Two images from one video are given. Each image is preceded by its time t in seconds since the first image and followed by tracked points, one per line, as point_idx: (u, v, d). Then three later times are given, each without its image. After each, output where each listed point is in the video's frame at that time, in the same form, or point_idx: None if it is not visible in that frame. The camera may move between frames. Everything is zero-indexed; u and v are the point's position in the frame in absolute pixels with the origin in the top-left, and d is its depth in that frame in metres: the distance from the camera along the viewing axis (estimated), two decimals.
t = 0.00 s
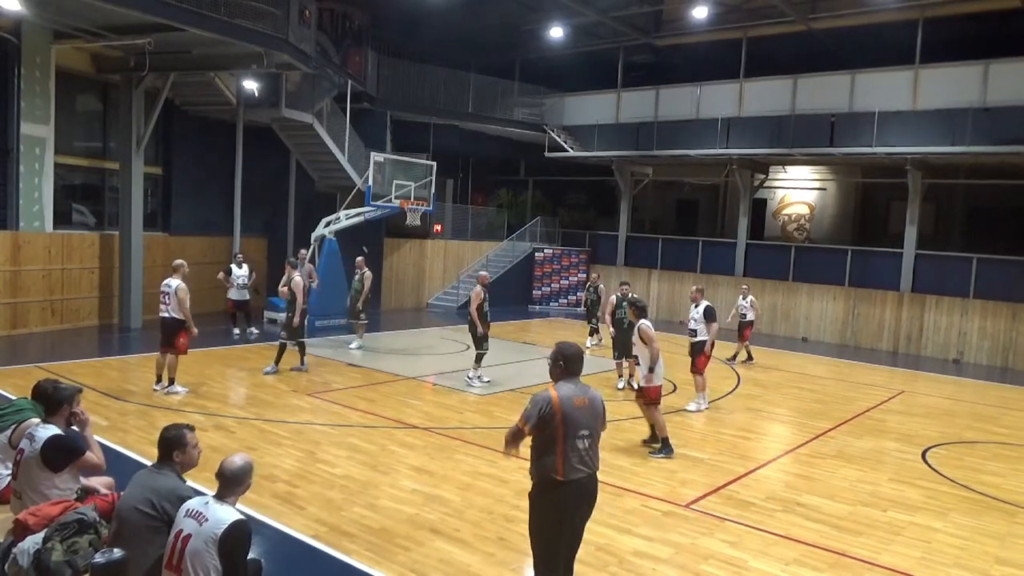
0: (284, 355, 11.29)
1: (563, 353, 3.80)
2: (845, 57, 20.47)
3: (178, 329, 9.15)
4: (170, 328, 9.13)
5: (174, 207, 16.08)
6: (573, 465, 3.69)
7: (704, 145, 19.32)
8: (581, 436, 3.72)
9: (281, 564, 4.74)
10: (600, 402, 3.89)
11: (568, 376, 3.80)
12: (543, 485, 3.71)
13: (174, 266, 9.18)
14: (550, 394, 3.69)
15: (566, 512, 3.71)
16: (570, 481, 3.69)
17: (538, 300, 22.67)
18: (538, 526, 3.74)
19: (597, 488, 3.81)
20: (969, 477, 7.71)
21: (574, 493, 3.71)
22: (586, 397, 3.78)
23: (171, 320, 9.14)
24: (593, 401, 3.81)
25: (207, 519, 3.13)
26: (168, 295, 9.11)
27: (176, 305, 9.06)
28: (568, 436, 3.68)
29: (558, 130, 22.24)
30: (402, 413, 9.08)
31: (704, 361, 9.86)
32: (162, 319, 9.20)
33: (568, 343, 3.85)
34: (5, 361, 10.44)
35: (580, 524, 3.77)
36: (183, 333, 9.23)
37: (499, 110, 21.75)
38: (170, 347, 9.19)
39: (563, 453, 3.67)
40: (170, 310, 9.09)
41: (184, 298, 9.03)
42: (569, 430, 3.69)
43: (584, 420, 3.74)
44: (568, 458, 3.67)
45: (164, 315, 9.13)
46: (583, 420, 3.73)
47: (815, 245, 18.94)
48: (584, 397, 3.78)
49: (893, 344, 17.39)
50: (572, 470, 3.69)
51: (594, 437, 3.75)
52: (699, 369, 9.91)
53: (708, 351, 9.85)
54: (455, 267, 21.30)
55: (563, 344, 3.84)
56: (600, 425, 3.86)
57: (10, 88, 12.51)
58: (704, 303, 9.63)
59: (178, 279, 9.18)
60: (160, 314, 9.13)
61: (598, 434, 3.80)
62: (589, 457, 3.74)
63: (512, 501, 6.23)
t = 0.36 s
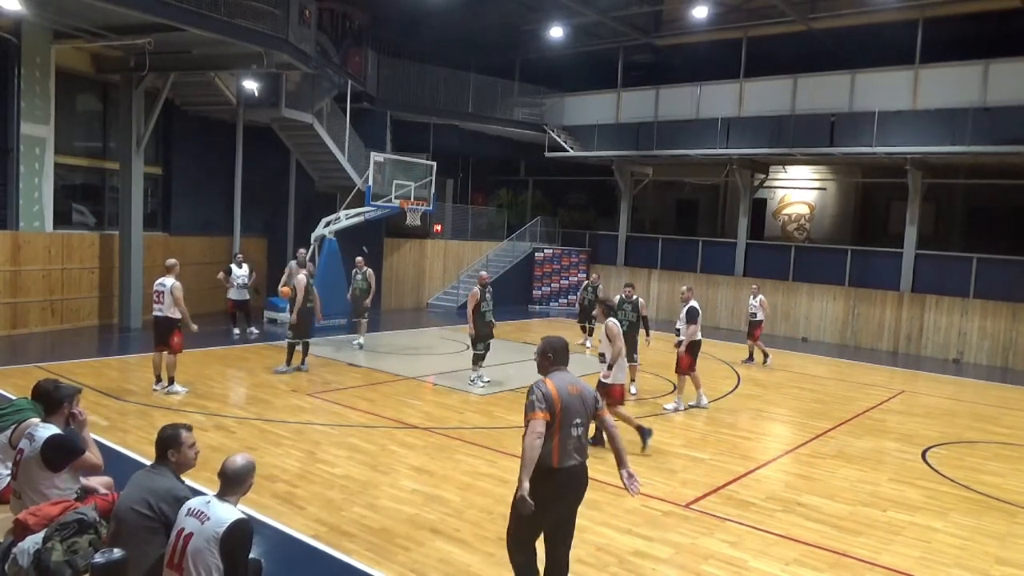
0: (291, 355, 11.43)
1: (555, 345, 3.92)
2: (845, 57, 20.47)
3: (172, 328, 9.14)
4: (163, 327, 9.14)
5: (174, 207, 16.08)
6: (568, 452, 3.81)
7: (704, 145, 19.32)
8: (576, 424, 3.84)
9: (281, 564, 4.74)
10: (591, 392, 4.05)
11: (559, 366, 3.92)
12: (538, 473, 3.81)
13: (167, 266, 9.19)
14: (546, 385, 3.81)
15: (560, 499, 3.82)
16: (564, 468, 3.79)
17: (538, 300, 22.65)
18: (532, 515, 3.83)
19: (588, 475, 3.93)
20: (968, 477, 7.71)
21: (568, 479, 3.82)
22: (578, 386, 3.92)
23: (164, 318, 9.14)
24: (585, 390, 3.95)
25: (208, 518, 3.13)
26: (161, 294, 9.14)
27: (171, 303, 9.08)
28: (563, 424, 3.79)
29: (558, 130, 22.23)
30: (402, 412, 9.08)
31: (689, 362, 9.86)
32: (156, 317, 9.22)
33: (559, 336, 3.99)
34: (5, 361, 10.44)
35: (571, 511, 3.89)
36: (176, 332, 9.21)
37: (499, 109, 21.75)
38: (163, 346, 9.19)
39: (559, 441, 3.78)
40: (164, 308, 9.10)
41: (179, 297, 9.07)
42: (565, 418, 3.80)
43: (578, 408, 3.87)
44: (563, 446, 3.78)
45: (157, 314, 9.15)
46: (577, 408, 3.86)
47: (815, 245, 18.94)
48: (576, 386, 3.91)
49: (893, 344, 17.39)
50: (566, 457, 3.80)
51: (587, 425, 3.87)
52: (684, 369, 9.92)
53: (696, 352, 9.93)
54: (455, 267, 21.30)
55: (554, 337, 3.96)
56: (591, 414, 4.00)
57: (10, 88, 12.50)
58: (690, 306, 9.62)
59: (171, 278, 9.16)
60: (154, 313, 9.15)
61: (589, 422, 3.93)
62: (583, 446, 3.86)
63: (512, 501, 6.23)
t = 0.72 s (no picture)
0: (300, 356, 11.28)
1: (546, 345, 4.12)
2: (845, 57, 20.47)
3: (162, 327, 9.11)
4: (154, 327, 9.13)
5: (174, 207, 16.08)
6: (559, 448, 3.95)
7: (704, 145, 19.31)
8: (566, 422, 3.99)
9: (281, 565, 4.73)
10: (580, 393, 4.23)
11: (550, 366, 4.12)
12: (527, 469, 3.94)
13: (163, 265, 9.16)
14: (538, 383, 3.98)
15: (549, 495, 3.96)
16: (554, 465, 3.93)
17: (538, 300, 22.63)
18: (521, 511, 3.95)
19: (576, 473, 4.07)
20: (969, 476, 7.70)
21: (558, 476, 3.95)
22: (569, 385, 4.10)
23: (155, 317, 9.12)
24: (575, 390, 4.13)
25: (207, 519, 3.12)
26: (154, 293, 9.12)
27: (162, 302, 9.06)
28: (554, 421, 3.94)
29: (558, 130, 22.23)
30: (402, 413, 9.08)
31: (679, 361, 9.93)
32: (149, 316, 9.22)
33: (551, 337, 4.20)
34: (6, 362, 10.46)
35: (560, 507, 4.02)
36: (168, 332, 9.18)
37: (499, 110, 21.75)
38: (154, 345, 9.18)
39: (549, 438, 3.92)
40: (155, 308, 9.09)
41: (171, 297, 9.04)
42: (556, 415, 3.96)
43: (569, 406, 4.03)
44: (554, 443, 3.93)
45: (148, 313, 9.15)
46: (567, 406, 4.03)
47: (815, 245, 18.95)
48: (567, 385, 4.09)
49: (893, 344, 17.39)
50: (556, 455, 3.93)
51: (577, 423, 4.03)
52: (676, 369, 9.97)
53: (685, 350, 9.96)
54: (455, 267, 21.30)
55: (545, 337, 4.16)
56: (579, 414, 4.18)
57: (10, 88, 12.50)
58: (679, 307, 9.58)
59: (166, 279, 9.13)
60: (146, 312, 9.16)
61: (579, 422, 4.09)
62: (573, 444, 4.02)
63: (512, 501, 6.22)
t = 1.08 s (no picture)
0: (304, 357, 11.22)
1: (518, 342, 4.10)
2: (845, 58, 20.47)
3: (159, 329, 9.09)
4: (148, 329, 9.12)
5: (174, 207, 16.08)
6: (535, 446, 3.96)
7: (704, 145, 19.31)
8: (540, 419, 3.99)
9: (281, 565, 4.73)
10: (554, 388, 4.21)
11: (522, 363, 4.11)
12: (504, 467, 3.96)
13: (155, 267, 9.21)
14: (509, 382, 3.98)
15: (526, 493, 3.97)
16: (530, 463, 3.94)
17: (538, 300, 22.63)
18: (500, 509, 3.97)
19: (555, 468, 4.08)
20: (970, 476, 7.69)
21: (536, 474, 3.97)
22: (543, 382, 4.10)
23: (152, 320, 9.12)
24: (549, 387, 4.12)
25: (207, 519, 3.12)
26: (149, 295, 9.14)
27: (158, 305, 9.07)
28: (529, 419, 3.95)
29: (558, 130, 22.22)
30: (402, 413, 9.08)
31: (672, 361, 9.93)
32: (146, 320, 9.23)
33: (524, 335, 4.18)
34: (5, 362, 10.46)
35: (539, 503, 4.04)
36: (164, 334, 9.16)
37: (499, 110, 21.75)
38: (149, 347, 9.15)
39: (524, 436, 3.93)
40: (152, 310, 9.10)
41: (167, 298, 9.06)
42: (530, 413, 3.96)
43: (543, 403, 4.03)
44: (529, 441, 3.94)
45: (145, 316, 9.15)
46: (541, 403, 4.03)
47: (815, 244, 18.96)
48: (541, 382, 4.09)
49: (893, 344, 17.39)
50: (532, 452, 3.95)
51: (552, 420, 4.04)
52: (671, 369, 9.98)
53: (677, 349, 9.96)
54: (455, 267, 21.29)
55: (517, 334, 4.14)
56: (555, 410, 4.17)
57: (11, 88, 12.51)
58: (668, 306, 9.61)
59: (159, 280, 9.13)
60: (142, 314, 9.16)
61: (554, 418, 4.10)
62: (548, 440, 4.02)
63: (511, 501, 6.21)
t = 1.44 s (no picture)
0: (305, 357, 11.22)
1: (485, 338, 4.25)
2: (845, 58, 20.48)
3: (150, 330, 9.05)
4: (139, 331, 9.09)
5: (175, 207, 16.08)
6: (509, 439, 4.06)
7: (704, 145, 19.32)
8: (512, 411, 4.11)
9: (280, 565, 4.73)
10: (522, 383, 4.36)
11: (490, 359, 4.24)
12: (480, 462, 4.04)
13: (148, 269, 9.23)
14: (479, 377, 4.11)
15: (503, 486, 4.05)
16: (505, 455, 4.03)
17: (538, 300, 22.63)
18: (478, 503, 4.05)
19: (530, 460, 4.18)
20: (968, 476, 7.71)
21: (512, 466, 4.05)
22: (512, 376, 4.22)
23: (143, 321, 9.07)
24: (518, 381, 4.24)
25: (205, 519, 3.13)
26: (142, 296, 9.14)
27: (151, 307, 9.04)
28: (501, 413, 4.06)
29: (558, 130, 22.22)
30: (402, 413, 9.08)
31: (650, 359, 9.94)
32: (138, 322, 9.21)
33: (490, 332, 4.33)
34: (5, 361, 10.46)
35: (516, 496, 4.12)
36: (156, 336, 9.13)
37: (499, 110, 21.76)
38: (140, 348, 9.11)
39: (497, 429, 4.04)
40: (144, 311, 9.08)
41: (160, 299, 9.03)
42: (501, 406, 4.08)
43: (513, 397, 4.15)
44: (502, 433, 4.04)
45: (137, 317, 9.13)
46: (512, 397, 4.15)
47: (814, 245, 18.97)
48: (510, 376, 4.21)
49: (893, 344, 17.40)
50: (507, 444, 4.04)
51: (523, 413, 4.15)
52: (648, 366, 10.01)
53: (659, 348, 9.97)
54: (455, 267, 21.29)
55: (484, 331, 4.28)
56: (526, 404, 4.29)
57: (11, 88, 12.51)
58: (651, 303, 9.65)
59: (154, 282, 9.11)
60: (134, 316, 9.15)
61: (525, 412, 4.21)
62: (519, 432, 4.13)
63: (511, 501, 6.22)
